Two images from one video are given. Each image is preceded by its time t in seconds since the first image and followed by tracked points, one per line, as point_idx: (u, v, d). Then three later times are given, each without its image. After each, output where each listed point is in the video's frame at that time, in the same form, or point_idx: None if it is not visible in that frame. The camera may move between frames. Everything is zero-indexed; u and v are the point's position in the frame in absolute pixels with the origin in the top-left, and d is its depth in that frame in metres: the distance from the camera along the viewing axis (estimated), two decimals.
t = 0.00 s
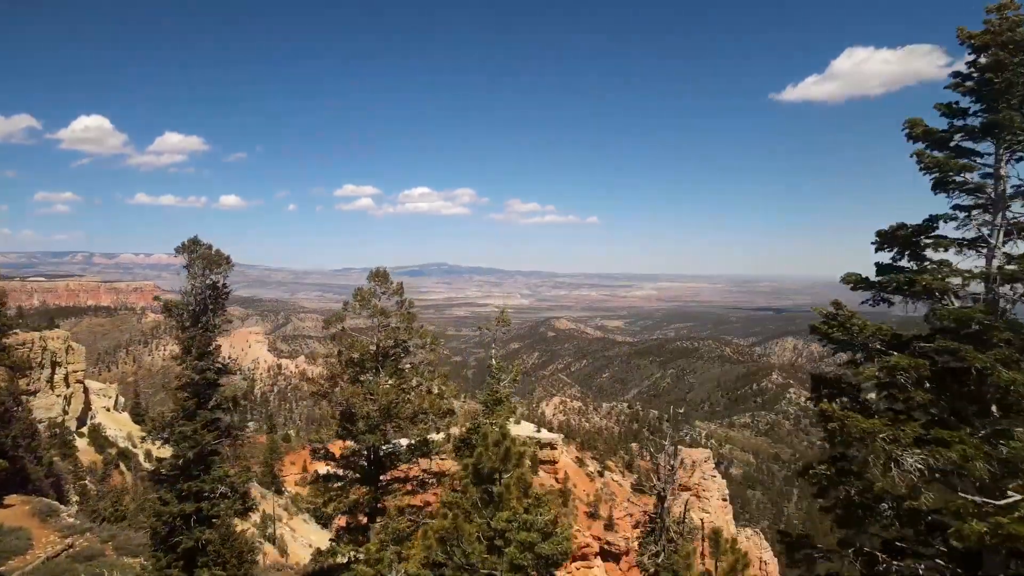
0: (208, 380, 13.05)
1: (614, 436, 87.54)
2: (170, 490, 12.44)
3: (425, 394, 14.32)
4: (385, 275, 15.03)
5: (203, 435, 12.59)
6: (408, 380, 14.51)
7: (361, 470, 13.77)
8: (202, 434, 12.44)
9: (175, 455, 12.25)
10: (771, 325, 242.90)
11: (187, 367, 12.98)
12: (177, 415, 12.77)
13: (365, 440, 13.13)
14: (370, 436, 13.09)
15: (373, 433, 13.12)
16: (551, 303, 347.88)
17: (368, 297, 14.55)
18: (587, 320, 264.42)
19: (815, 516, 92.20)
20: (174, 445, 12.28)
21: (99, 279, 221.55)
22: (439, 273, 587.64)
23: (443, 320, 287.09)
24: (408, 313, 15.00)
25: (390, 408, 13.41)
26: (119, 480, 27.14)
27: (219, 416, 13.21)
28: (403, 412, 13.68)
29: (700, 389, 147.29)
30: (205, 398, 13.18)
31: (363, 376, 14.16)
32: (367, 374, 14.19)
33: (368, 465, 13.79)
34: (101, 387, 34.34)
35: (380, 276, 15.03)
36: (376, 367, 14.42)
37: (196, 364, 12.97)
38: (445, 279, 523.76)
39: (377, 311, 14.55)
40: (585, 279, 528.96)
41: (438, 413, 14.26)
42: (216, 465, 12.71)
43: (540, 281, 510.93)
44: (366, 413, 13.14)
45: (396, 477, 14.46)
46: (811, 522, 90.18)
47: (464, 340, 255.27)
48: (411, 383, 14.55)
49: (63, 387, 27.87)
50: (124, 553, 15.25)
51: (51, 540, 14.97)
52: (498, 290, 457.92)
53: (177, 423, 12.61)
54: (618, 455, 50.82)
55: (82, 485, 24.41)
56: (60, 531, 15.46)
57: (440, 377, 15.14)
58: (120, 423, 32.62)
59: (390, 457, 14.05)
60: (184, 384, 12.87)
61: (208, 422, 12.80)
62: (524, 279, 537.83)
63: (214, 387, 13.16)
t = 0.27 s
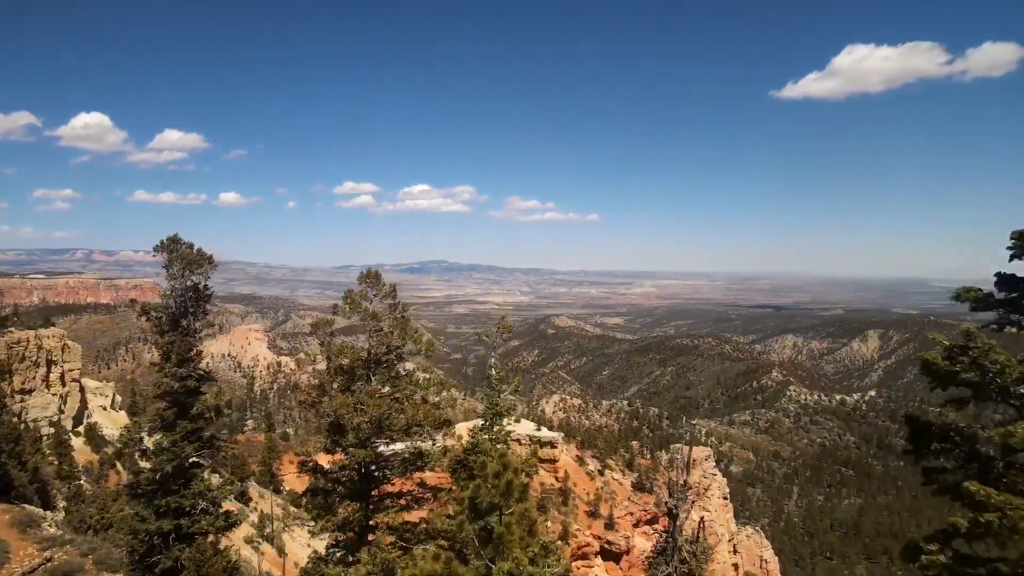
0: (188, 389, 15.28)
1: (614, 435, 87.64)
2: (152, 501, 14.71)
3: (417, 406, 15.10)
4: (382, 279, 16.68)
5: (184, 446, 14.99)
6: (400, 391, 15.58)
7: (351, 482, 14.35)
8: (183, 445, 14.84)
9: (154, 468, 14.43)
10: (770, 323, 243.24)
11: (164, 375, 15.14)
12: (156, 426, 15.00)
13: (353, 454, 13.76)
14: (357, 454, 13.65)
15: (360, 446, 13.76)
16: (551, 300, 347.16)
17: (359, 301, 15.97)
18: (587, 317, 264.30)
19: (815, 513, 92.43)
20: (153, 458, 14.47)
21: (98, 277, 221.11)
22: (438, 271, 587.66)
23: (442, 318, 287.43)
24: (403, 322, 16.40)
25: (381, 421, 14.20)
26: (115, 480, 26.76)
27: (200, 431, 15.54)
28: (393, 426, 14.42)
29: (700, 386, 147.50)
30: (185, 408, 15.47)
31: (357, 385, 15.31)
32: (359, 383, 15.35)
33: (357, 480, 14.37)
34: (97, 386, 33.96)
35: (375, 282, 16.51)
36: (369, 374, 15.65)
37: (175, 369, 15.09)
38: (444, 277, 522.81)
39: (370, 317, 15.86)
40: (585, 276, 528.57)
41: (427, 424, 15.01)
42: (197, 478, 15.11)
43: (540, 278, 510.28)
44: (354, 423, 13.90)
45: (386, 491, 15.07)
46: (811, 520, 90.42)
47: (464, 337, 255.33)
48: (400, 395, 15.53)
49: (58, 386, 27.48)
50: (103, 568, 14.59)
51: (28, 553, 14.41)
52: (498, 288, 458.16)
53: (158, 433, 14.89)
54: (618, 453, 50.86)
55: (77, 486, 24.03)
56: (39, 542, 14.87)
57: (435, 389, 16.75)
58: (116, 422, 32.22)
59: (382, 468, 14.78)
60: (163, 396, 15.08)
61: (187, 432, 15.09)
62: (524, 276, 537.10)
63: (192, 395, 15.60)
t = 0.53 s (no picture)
0: (164, 400, 14.57)
1: (614, 433, 87.67)
2: (119, 522, 13.85)
3: (408, 418, 15.80)
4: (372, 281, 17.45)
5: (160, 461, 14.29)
6: (392, 401, 16.18)
7: (340, 498, 15.09)
8: (160, 459, 14.20)
9: (126, 484, 13.70)
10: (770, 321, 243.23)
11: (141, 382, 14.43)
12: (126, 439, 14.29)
13: (340, 471, 14.39)
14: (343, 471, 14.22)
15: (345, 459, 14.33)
16: (551, 297, 346.89)
17: (348, 305, 16.59)
18: (587, 314, 264.46)
19: (815, 510, 92.34)
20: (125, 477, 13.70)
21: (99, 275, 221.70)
22: (438, 268, 587.63)
23: (442, 316, 287.73)
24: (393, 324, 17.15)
25: (369, 435, 14.73)
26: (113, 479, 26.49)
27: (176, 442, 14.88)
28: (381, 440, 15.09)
29: (700, 383, 147.43)
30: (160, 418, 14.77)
31: (348, 393, 15.93)
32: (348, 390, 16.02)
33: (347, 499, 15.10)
34: (93, 384, 33.55)
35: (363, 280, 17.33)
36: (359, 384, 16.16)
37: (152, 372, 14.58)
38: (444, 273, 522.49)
39: (359, 320, 16.49)
40: (584, 273, 528.65)
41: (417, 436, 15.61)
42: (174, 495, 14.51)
43: (540, 275, 510.17)
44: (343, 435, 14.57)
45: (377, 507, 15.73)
46: (811, 517, 90.38)
47: (463, 335, 255.43)
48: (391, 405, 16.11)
49: (55, 383, 27.17)
50: None
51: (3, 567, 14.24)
52: (498, 284, 458.02)
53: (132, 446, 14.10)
54: (619, 451, 50.63)
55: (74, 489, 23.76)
56: (16, 555, 14.69)
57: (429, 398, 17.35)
58: (114, 420, 31.88)
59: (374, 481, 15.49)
60: (137, 407, 14.31)
61: (164, 443, 14.32)
62: (524, 273, 536.94)
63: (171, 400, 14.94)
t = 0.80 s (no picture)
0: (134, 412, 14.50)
1: (614, 430, 87.69)
2: (87, 543, 13.60)
3: (400, 434, 16.69)
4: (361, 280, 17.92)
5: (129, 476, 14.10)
6: (381, 415, 16.74)
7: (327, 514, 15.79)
8: (130, 475, 14.09)
9: (94, 502, 13.38)
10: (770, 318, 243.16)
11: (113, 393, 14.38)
12: (98, 453, 14.25)
13: (325, 490, 14.98)
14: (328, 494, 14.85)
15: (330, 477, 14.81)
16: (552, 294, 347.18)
17: (337, 307, 16.99)
18: (587, 311, 264.83)
19: (814, 507, 92.27)
20: (89, 494, 13.39)
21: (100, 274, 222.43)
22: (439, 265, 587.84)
23: (442, 314, 287.96)
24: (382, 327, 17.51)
25: (354, 454, 15.24)
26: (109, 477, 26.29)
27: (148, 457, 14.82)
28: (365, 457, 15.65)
29: (700, 380, 147.57)
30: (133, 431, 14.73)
31: (337, 405, 16.35)
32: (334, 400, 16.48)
33: (333, 518, 15.95)
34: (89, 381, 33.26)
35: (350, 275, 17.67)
36: (347, 395, 16.60)
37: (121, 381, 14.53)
38: (444, 270, 522.42)
39: (347, 324, 16.85)
40: (584, 270, 528.92)
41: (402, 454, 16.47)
42: (146, 514, 14.30)
43: (540, 272, 510.58)
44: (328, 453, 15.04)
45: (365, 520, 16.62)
46: (811, 514, 90.34)
47: (464, 332, 255.72)
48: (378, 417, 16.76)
49: (52, 381, 26.99)
50: None
51: None
52: (498, 281, 458.17)
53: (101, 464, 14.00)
54: (619, 449, 50.47)
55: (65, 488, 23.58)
56: None
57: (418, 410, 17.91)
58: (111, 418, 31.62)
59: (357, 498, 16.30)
60: (109, 417, 14.24)
61: (135, 459, 14.31)
62: (524, 270, 537.30)
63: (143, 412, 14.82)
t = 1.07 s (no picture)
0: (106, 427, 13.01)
1: (615, 427, 87.46)
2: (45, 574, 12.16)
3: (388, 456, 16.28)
4: (348, 281, 17.57)
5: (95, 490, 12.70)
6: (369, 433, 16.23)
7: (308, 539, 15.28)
8: (95, 495, 12.59)
9: (56, 527, 11.90)
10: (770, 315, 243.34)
11: (77, 406, 12.75)
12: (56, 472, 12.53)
13: (309, 515, 14.38)
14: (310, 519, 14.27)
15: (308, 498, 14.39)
16: (552, 291, 348.53)
17: (322, 313, 16.72)
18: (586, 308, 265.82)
19: (814, 504, 92.12)
20: (50, 518, 11.89)
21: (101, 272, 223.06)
22: (439, 261, 588.22)
23: (443, 311, 288.38)
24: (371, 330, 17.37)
25: (338, 476, 14.82)
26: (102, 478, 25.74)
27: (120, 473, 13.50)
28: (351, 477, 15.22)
29: (700, 376, 147.68)
30: (100, 447, 13.21)
31: (322, 420, 16.24)
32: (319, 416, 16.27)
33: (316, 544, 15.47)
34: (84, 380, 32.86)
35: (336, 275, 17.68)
36: (332, 408, 16.43)
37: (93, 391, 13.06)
38: (444, 267, 523.37)
39: (332, 331, 16.63)
40: (584, 267, 530.21)
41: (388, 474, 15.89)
42: (112, 539, 12.94)
43: (540, 268, 511.62)
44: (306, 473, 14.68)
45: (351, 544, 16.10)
46: (811, 512, 90.18)
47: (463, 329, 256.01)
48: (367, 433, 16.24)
49: (47, 379, 26.57)
50: None
51: None
52: (498, 277, 458.51)
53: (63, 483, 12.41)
54: (620, 446, 50.16)
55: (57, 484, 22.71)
56: None
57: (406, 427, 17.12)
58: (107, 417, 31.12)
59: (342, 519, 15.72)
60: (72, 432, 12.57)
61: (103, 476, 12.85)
62: (524, 266, 538.51)
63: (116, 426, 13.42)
